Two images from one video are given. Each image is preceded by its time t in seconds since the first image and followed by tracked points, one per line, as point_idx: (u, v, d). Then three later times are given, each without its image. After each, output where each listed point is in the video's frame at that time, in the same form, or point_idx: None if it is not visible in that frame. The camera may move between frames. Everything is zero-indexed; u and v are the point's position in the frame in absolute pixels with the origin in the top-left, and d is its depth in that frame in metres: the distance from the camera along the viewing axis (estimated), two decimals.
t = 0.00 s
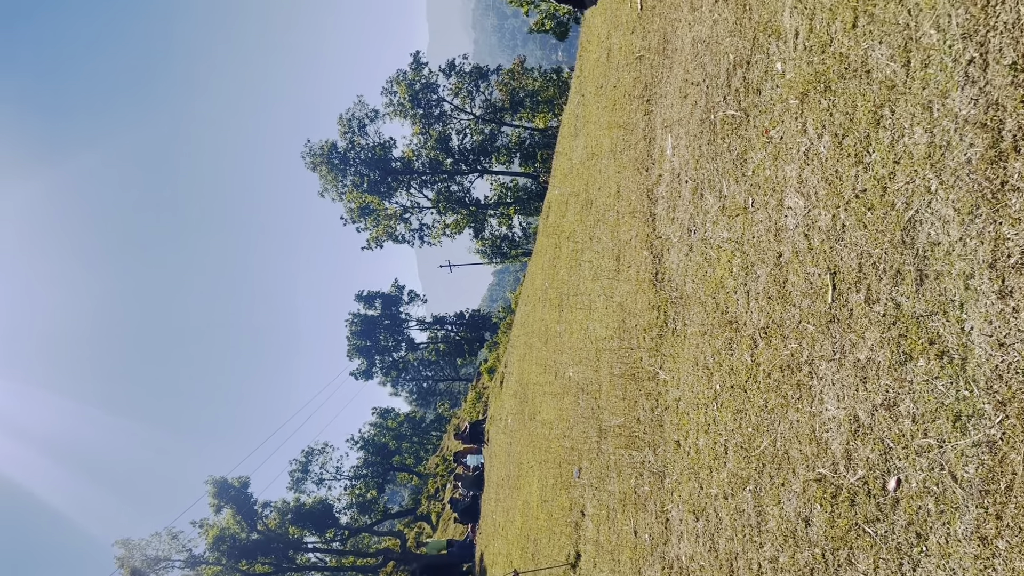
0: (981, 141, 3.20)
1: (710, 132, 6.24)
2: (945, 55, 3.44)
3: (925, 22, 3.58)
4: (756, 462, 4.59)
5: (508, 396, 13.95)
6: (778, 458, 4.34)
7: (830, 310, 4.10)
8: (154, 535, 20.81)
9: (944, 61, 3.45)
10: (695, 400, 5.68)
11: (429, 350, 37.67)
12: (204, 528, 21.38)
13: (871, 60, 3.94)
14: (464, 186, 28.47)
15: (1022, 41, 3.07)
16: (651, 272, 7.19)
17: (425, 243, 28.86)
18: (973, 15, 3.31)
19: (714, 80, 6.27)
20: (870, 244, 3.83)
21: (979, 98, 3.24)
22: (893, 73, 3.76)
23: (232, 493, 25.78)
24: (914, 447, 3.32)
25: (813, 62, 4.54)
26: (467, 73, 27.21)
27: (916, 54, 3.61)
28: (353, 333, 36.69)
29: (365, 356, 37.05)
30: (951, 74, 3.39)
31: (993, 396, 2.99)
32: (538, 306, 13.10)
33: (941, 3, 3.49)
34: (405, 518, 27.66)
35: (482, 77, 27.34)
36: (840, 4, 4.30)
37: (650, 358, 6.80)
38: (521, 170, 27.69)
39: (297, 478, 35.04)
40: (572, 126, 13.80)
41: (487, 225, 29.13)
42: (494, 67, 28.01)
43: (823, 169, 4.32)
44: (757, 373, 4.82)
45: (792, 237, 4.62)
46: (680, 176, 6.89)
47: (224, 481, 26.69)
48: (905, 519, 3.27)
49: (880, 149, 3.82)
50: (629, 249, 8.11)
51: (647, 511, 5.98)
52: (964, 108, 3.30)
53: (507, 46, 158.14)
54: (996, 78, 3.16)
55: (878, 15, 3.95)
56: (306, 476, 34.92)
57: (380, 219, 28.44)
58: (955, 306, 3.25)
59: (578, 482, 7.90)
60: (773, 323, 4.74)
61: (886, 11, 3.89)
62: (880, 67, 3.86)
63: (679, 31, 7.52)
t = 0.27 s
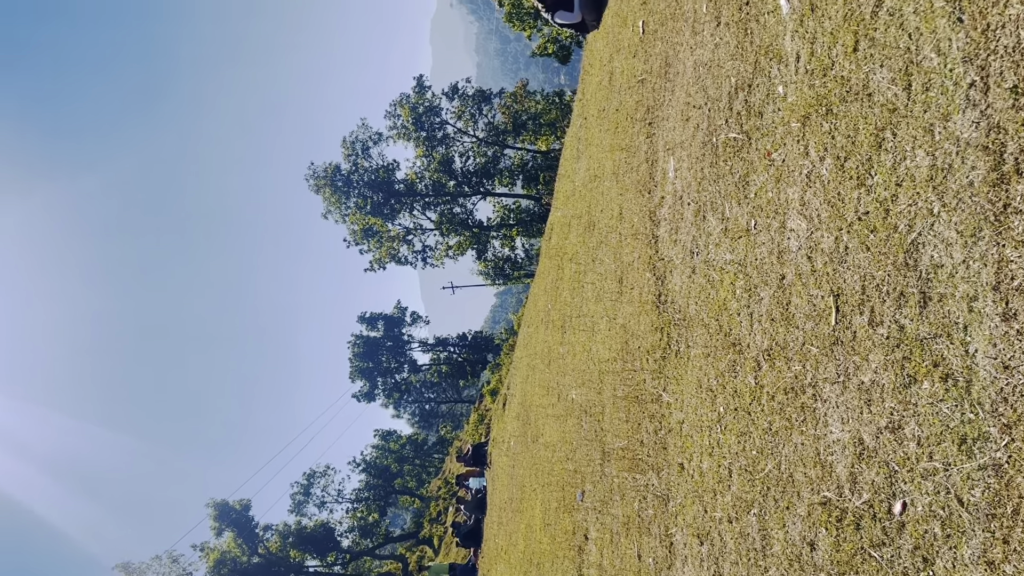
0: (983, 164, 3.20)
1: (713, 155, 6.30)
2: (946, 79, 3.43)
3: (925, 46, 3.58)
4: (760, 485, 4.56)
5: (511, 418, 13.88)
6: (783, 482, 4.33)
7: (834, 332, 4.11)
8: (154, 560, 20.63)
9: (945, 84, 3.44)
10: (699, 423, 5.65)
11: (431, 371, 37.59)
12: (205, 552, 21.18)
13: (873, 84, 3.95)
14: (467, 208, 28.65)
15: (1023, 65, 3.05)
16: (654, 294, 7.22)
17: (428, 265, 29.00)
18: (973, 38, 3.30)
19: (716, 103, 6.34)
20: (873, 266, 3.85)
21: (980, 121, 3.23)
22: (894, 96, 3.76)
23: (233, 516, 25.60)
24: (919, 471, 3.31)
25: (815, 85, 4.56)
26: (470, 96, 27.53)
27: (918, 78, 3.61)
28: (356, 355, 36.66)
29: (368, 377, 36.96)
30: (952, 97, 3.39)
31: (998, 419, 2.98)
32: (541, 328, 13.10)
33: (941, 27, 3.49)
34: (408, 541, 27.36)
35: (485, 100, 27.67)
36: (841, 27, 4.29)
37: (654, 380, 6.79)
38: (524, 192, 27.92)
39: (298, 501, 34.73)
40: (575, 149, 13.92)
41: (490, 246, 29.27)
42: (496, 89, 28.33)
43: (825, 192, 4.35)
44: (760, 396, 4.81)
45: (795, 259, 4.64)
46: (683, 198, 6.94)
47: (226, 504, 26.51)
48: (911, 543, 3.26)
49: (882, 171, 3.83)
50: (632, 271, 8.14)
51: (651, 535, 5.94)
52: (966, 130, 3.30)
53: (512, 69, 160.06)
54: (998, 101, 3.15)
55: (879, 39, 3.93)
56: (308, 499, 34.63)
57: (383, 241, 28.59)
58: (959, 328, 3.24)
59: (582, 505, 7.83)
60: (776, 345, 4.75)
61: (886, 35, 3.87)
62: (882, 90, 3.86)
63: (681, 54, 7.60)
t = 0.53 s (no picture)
0: (985, 185, 3.23)
1: (715, 176, 6.37)
2: (946, 101, 3.48)
3: (925, 69, 3.63)
4: (764, 508, 4.54)
5: (513, 440, 13.80)
6: (787, 505, 4.30)
7: (837, 354, 4.11)
8: None
9: (946, 106, 3.48)
10: (702, 445, 5.63)
11: (433, 393, 37.44)
12: None
13: (874, 106, 4.00)
14: (470, 230, 28.95)
15: (1023, 87, 3.10)
16: (657, 315, 7.24)
17: (430, 286, 29.04)
18: (973, 61, 3.35)
19: (717, 125, 6.43)
20: (876, 287, 3.86)
21: (981, 143, 3.27)
22: (896, 118, 3.81)
23: (233, 539, 25.35)
24: (925, 493, 3.30)
25: (816, 107, 4.62)
26: (473, 118, 27.84)
27: (918, 100, 3.66)
28: (357, 377, 36.52)
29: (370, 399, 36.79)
30: (953, 119, 3.43)
31: (1004, 441, 2.97)
32: (543, 349, 13.09)
33: (941, 51, 3.55)
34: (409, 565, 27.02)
35: (487, 123, 28.04)
36: (841, 50, 4.36)
37: (657, 402, 6.77)
38: (526, 213, 28.09)
39: (298, 524, 34.38)
40: (577, 170, 14.06)
41: (492, 268, 29.35)
42: (499, 112, 28.70)
43: (827, 213, 4.39)
44: (764, 417, 4.81)
45: (798, 281, 4.67)
46: (684, 220, 7.00)
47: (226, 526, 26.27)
48: (918, 567, 3.23)
49: (884, 193, 3.87)
50: (634, 292, 8.18)
51: (655, 559, 5.89)
52: (967, 152, 3.34)
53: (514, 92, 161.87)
54: (999, 123, 3.19)
55: (879, 61, 3.99)
56: (308, 522, 34.29)
57: (386, 262, 28.69)
58: (962, 350, 3.25)
59: (584, 529, 7.77)
60: (780, 366, 4.75)
61: (887, 58, 3.93)
62: (883, 113, 3.91)
63: (682, 77, 7.73)
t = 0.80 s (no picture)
0: (987, 206, 3.23)
1: (716, 198, 6.42)
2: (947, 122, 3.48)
3: (926, 90, 3.64)
4: (769, 531, 4.52)
5: (515, 462, 13.73)
6: (792, 528, 4.29)
7: (841, 375, 4.11)
8: None
9: (947, 127, 3.48)
10: (705, 468, 5.61)
11: (436, 415, 37.27)
12: None
13: (875, 127, 4.01)
14: (472, 250, 28.89)
15: None
16: (660, 336, 7.24)
17: (432, 307, 29.09)
18: (973, 83, 3.37)
19: (719, 146, 6.49)
20: (878, 308, 3.87)
21: (983, 163, 3.27)
22: (897, 140, 3.81)
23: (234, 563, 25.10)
24: (930, 516, 3.28)
25: (817, 129, 4.65)
26: (475, 141, 28.12)
27: (919, 121, 3.66)
28: (360, 399, 36.39)
29: (372, 421, 36.64)
30: (954, 140, 3.43)
31: (1009, 463, 2.96)
32: (545, 370, 13.08)
33: (941, 72, 3.56)
34: None
35: (489, 145, 28.27)
36: (842, 72, 4.39)
37: (660, 424, 6.75)
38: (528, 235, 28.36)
39: (299, 547, 34.04)
40: (579, 192, 14.16)
41: (495, 288, 29.40)
42: (501, 134, 29.01)
43: (829, 235, 4.41)
44: (768, 440, 4.79)
45: (801, 302, 4.68)
46: (686, 241, 7.05)
47: (226, 549, 26.02)
48: None
49: (886, 215, 3.88)
50: (637, 313, 8.19)
51: None
52: (969, 173, 3.34)
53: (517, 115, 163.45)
54: (1000, 144, 3.20)
55: (880, 83, 4.00)
56: (309, 546, 33.94)
57: (388, 284, 28.76)
58: (967, 371, 3.24)
59: (588, 552, 7.71)
60: (783, 388, 4.75)
61: (887, 80, 3.95)
62: (884, 134, 3.93)
63: (684, 99, 7.83)
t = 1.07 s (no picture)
0: (989, 230, 3.22)
1: (718, 220, 6.47)
2: (948, 145, 3.47)
3: (927, 113, 3.64)
4: (774, 556, 4.53)
5: (517, 485, 13.64)
6: (797, 552, 4.30)
7: (845, 398, 4.11)
8: None
9: (949, 150, 3.47)
10: (709, 491, 5.59)
11: (437, 437, 37.05)
12: None
13: (876, 150, 4.02)
14: (474, 272, 29.06)
15: None
16: (662, 358, 7.25)
17: (434, 328, 29.12)
18: (974, 106, 3.35)
19: (720, 168, 6.57)
20: (882, 330, 3.88)
21: (985, 187, 3.26)
22: (898, 162, 3.82)
23: None
24: (937, 540, 3.27)
25: (818, 152, 4.69)
26: (478, 163, 28.43)
27: (921, 144, 3.66)
28: (361, 421, 36.23)
29: (373, 444, 36.44)
30: (956, 163, 3.42)
31: (1015, 487, 2.93)
32: (548, 392, 13.04)
33: (942, 95, 3.55)
34: None
35: (492, 167, 28.61)
36: (842, 96, 4.42)
37: (663, 447, 6.72)
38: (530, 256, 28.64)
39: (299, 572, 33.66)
40: (581, 214, 14.26)
41: (497, 310, 29.38)
42: (503, 157, 29.35)
43: (831, 257, 4.44)
44: (772, 463, 4.79)
45: (803, 324, 4.70)
46: (688, 263, 7.09)
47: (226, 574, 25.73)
48: None
49: (888, 237, 3.89)
50: (639, 335, 8.21)
51: None
52: (971, 196, 3.33)
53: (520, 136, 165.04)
54: (1001, 167, 3.19)
55: (880, 106, 4.01)
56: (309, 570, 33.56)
57: (391, 305, 28.79)
58: (971, 395, 3.23)
59: None
60: (787, 411, 4.74)
61: (888, 102, 3.95)
62: (885, 157, 3.94)
63: (685, 122, 7.93)
